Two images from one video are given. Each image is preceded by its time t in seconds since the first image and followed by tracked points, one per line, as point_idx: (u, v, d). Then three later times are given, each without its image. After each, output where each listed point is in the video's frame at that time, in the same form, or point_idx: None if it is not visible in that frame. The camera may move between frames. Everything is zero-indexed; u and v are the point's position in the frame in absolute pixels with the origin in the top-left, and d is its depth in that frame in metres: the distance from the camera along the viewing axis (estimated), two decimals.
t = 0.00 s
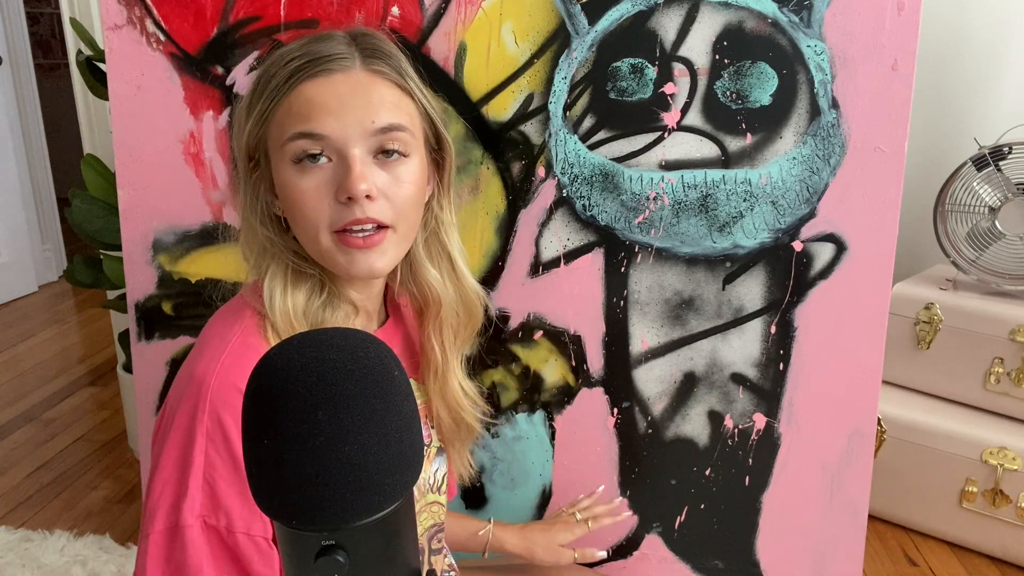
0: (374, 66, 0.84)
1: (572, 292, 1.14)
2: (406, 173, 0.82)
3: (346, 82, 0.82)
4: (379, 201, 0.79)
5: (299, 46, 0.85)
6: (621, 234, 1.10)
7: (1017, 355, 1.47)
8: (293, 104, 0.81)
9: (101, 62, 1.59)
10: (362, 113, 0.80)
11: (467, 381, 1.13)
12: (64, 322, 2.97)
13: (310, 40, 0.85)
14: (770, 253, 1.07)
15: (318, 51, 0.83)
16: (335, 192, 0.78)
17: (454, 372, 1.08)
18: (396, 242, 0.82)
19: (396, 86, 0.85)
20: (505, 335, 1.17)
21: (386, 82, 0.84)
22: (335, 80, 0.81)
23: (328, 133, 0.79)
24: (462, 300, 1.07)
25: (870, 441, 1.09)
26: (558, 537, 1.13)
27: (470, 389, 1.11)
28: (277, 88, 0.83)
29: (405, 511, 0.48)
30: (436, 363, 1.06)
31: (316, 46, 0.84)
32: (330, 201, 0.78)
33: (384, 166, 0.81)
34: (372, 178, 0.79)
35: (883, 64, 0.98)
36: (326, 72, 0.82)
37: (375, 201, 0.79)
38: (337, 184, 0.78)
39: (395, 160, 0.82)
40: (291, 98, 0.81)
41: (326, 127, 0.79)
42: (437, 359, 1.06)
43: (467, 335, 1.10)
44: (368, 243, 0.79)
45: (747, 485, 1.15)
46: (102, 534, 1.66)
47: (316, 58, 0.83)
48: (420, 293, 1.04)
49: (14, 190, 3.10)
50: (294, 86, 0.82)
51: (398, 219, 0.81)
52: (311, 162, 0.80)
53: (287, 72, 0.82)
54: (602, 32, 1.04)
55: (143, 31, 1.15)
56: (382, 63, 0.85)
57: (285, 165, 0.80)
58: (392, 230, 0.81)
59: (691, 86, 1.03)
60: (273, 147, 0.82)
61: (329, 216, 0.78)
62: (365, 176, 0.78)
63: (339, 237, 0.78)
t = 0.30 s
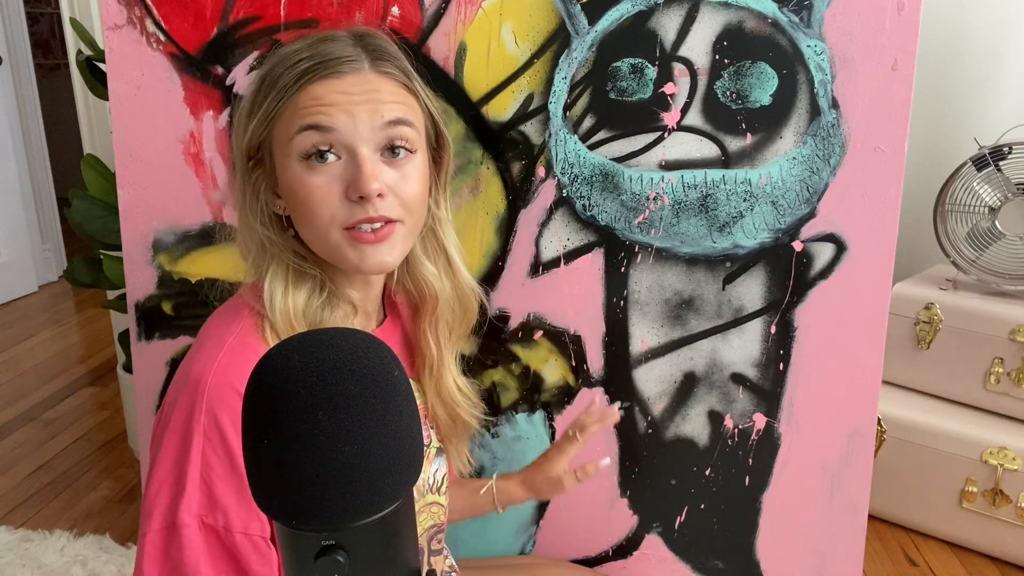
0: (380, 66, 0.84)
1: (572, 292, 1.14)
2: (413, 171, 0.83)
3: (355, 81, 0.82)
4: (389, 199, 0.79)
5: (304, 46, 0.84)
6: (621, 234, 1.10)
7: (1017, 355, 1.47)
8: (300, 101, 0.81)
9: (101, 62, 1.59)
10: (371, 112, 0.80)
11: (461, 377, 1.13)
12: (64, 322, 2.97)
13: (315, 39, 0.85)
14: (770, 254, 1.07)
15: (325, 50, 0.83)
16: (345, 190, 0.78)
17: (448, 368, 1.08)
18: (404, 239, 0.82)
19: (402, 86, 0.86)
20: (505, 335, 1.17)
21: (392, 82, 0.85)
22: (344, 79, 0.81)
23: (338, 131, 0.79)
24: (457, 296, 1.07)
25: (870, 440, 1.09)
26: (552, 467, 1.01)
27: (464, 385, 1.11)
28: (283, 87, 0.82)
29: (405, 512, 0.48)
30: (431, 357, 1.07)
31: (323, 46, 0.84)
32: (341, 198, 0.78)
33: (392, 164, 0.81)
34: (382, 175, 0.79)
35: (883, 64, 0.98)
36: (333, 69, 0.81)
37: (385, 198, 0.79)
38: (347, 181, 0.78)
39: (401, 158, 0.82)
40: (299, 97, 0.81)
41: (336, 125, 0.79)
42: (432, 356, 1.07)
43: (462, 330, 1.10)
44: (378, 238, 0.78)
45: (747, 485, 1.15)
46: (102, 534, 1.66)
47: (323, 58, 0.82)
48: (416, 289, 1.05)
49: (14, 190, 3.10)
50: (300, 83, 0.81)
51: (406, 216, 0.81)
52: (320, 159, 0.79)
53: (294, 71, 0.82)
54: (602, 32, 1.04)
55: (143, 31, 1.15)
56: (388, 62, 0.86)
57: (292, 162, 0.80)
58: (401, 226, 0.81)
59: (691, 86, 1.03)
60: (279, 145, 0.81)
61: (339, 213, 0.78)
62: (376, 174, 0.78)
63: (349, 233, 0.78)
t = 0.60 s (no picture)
0: (378, 66, 0.84)
1: (572, 292, 1.14)
2: (413, 171, 0.83)
3: (354, 83, 0.81)
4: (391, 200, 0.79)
5: (300, 46, 0.83)
6: (621, 234, 1.10)
7: (1017, 355, 1.47)
8: (300, 103, 0.80)
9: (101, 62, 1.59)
10: (372, 113, 0.80)
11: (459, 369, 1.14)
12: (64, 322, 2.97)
13: (311, 40, 0.84)
14: (770, 254, 1.07)
15: (323, 51, 0.82)
16: (348, 192, 0.77)
17: (449, 364, 1.09)
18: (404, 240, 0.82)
19: (399, 87, 0.86)
20: (506, 336, 1.17)
21: (390, 83, 0.84)
22: (343, 81, 0.81)
23: (339, 133, 0.78)
24: (454, 294, 1.07)
25: (870, 440, 1.09)
26: (556, 431, 1.04)
27: (464, 380, 1.13)
28: (281, 89, 0.81)
29: (405, 512, 0.48)
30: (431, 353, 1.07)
31: (320, 47, 0.83)
32: (344, 201, 0.78)
33: (392, 165, 0.81)
34: (383, 177, 0.79)
35: (883, 64, 0.98)
36: (332, 70, 0.81)
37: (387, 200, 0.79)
38: (349, 184, 0.78)
39: (401, 159, 0.82)
40: (298, 100, 0.80)
41: (337, 129, 0.78)
42: (432, 352, 1.07)
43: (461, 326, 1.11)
44: (380, 242, 0.79)
45: (747, 485, 1.15)
46: (102, 534, 1.66)
47: (321, 58, 0.82)
48: (413, 285, 1.04)
49: (14, 190, 3.10)
50: (299, 85, 0.80)
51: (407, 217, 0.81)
52: (321, 162, 0.79)
53: (291, 73, 0.81)
54: (602, 32, 1.04)
55: (143, 31, 1.15)
56: (385, 63, 0.85)
57: (293, 166, 0.79)
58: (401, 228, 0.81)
59: (691, 86, 1.03)
60: (279, 150, 0.81)
61: (342, 216, 0.78)
62: (377, 176, 0.78)
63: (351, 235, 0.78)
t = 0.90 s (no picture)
0: (383, 82, 0.83)
1: (572, 292, 1.14)
2: (411, 184, 0.84)
3: (358, 100, 0.80)
4: (388, 216, 0.80)
5: (302, 55, 0.81)
6: (621, 233, 1.10)
7: (1017, 355, 1.46)
8: (302, 117, 0.79)
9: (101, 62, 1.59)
10: (374, 132, 0.80)
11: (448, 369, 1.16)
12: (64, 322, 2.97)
13: (314, 48, 0.82)
14: (770, 253, 1.07)
15: (326, 64, 0.80)
16: (345, 208, 0.78)
17: (437, 363, 1.11)
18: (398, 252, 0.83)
19: (402, 101, 0.85)
20: (505, 336, 1.18)
21: (393, 97, 0.84)
22: (347, 97, 0.79)
23: (341, 150, 0.78)
24: (445, 291, 1.08)
25: (870, 440, 1.09)
26: (562, 433, 1.10)
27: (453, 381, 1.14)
28: (282, 101, 0.79)
29: (406, 511, 0.48)
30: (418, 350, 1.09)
31: (323, 58, 0.81)
32: (341, 216, 0.78)
33: (390, 179, 0.82)
34: (382, 194, 0.79)
35: (883, 64, 0.97)
36: (337, 86, 0.79)
37: (385, 217, 0.79)
38: (347, 201, 0.78)
39: (399, 172, 0.83)
40: (300, 114, 0.79)
41: (339, 146, 0.78)
42: (421, 351, 1.09)
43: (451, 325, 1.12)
44: (375, 251, 0.79)
45: (747, 485, 1.15)
46: (101, 534, 1.66)
47: (325, 72, 0.79)
48: (404, 283, 1.05)
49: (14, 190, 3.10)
50: (303, 99, 0.79)
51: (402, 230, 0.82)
52: (320, 176, 0.79)
53: (293, 86, 0.79)
54: (602, 32, 1.04)
55: (143, 31, 1.15)
56: (387, 74, 0.84)
57: (292, 178, 0.79)
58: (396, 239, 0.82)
59: (691, 86, 1.03)
60: (276, 159, 0.80)
61: (338, 231, 0.78)
62: (377, 194, 0.79)
63: (344, 244, 0.79)
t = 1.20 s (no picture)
0: (377, 73, 0.83)
1: (572, 292, 1.14)
2: (407, 177, 0.84)
3: (354, 90, 0.80)
4: (387, 209, 0.80)
5: (295, 48, 0.81)
6: (621, 234, 1.10)
7: (1017, 355, 1.46)
8: (300, 109, 0.78)
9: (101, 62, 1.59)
10: (371, 122, 0.79)
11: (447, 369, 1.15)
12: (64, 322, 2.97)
13: (307, 41, 0.82)
14: (770, 254, 1.07)
15: (321, 55, 0.81)
16: (346, 202, 0.78)
17: (437, 363, 1.11)
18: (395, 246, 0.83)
19: (396, 92, 0.86)
20: (506, 336, 1.18)
21: (387, 89, 0.84)
22: (343, 87, 0.80)
23: (339, 142, 0.78)
24: (441, 291, 1.08)
25: (870, 441, 1.09)
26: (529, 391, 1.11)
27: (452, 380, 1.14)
28: (278, 92, 0.79)
29: (406, 511, 0.48)
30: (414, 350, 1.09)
31: (318, 50, 0.81)
32: (340, 209, 0.78)
33: (387, 171, 0.82)
34: (381, 186, 0.79)
35: (883, 64, 0.97)
36: (333, 77, 0.79)
37: (384, 211, 0.79)
38: (347, 192, 0.78)
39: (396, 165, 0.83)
40: (297, 105, 0.79)
41: (336, 137, 0.78)
42: (419, 351, 1.09)
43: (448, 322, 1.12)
44: (374, 251, 0.80)
45: (747, 485, 1.15)
46: (101, 534, 1.66)
47: (320, 63, 0.80)
48: (400, 284, 1.05)
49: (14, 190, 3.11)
50: (299, 89, 0.78)
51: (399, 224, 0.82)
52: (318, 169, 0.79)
53: (289, 78, 0.79)
54: (602, 32, 1.04)
55: (143, 31, 1.15)
56: (381, 66, 0.85)
57: (291, 172, 0.78)
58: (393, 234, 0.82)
59: (691, 86, 1.03)
60: (273, 154, 0.80)
61: (338, 226, 0.78)
62: (377, 186, 0.79)
63: (344, 242, 0.79)
